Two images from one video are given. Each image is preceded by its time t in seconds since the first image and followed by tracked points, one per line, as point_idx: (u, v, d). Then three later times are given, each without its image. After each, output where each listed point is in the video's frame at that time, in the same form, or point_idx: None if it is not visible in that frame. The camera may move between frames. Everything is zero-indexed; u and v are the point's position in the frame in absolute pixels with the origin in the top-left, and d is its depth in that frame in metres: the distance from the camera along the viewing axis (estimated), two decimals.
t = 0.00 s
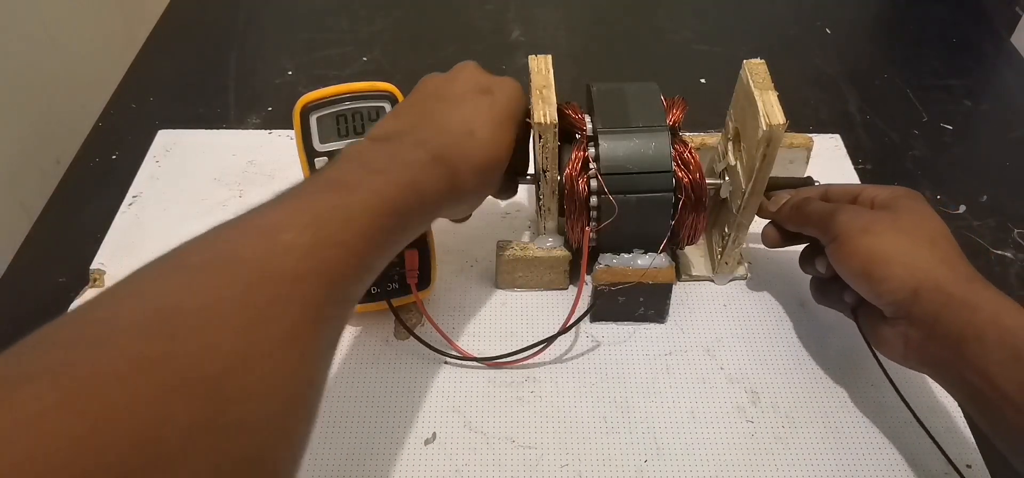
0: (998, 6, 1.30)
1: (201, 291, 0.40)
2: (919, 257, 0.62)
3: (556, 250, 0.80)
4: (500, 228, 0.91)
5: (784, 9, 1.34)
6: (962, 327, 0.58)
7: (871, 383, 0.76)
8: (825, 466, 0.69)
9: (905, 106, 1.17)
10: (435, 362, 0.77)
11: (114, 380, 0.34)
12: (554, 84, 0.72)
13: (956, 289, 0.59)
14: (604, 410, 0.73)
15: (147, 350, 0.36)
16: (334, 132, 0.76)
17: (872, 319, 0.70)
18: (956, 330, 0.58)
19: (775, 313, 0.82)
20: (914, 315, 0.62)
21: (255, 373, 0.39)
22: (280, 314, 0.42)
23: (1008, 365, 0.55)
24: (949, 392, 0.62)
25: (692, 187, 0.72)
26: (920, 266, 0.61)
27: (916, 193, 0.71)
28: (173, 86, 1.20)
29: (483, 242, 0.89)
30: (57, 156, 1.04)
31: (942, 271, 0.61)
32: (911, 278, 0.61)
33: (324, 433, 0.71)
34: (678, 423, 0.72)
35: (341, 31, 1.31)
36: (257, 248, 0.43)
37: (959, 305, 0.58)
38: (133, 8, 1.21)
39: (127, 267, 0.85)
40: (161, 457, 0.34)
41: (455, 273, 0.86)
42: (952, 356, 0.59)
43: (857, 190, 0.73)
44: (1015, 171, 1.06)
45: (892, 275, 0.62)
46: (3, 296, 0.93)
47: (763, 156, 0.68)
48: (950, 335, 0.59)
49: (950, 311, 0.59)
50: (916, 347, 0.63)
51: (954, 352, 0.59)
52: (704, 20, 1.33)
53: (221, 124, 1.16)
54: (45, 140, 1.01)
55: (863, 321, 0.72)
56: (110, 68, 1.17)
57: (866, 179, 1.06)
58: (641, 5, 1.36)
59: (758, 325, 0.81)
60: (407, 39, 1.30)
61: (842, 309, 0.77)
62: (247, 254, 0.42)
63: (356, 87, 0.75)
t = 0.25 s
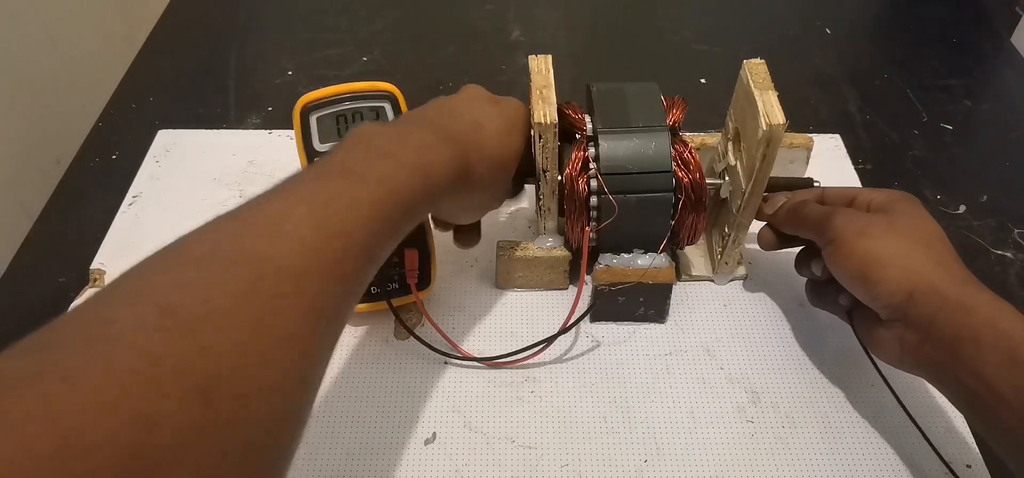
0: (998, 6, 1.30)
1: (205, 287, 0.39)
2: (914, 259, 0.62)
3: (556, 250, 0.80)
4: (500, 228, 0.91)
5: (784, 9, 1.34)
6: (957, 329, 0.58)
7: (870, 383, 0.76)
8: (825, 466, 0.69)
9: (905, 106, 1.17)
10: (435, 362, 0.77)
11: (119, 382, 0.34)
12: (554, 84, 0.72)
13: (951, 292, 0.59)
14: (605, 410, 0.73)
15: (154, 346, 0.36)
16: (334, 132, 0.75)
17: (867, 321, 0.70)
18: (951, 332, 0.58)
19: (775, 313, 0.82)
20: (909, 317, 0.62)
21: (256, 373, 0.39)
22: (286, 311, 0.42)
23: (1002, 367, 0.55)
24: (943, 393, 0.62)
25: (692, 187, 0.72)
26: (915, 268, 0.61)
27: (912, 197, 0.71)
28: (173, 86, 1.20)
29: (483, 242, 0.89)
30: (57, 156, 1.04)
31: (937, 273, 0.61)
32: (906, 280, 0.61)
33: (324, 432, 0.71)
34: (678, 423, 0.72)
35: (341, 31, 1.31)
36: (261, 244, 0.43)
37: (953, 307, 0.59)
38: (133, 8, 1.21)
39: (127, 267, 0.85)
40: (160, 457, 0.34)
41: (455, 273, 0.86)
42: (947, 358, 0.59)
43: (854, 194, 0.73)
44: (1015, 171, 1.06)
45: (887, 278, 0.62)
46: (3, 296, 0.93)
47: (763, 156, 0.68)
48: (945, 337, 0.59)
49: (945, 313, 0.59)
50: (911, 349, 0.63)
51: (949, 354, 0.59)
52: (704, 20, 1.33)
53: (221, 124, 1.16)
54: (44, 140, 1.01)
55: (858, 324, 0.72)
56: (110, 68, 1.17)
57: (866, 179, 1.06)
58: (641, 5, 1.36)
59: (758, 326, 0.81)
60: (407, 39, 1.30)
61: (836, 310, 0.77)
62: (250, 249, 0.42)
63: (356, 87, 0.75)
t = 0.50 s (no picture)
0: (998, 6, 1.30)
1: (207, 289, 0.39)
2: (911, 260, 0.61)
3: (556, 250, 0.80)
4: (500, 228, 0.91)
5: (784, 9, 1.34)
6: (954, 329, 0.58)
7: (871, 383, 0.76)
8: (825, 466, 0.69)
9: (905, 106, 1.17)
10: (435, 362, 0.77)
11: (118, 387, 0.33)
12: (554, 84, 0.72)
13: (948, 293, 0.59)
14: (605, 410, 0.73)
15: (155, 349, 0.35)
16: (334, 132, 0.75)
17: (865, 322, 0.70)
18: (948, 332, 0.58)
19: (775, 314, 0.82)
20: (906, 318, 0.62)
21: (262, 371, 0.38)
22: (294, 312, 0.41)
23: (999, 368, 0.55)
24: (943, 394, 0.62)
25: (692, 187, 0.72)
26: (911, 269, 0.61)
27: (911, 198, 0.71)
28: (173, 86, 1.20)
29: (483, 242, 0.89)
30: (57, 156, 1.04)
31: (935, 274, 0.61)
32: (903, 281, 0.61)
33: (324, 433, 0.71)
34: (679, 423, 0.72)
35: (341, 31, 1.31)
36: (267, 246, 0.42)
37: (950, 308, 0.58)
38: (133, 8, 1.21)
39: (127, 267, 0.85)
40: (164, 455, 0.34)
41: (455, 273, 0.86)
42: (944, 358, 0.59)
43: (852, 195, 0.73)
44: (1015, 171, 1.06)
45: (883, 279, 0.62)
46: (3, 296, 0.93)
47: (763, 156, 0.68)
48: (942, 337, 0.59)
49: (942, 314, 0.59)
50: (909, 350, 0.63)
51: (946, 354, 0.59)
52: (704, 20, 1.33)
53: (221, 124, 1.16)
54: (44, 140, 1.01)
55: (855, 325, 0.73)
56: (110, 68, 1.17)
57: (865, 179, 1.06)
58: (640, 5, 1.36)
59: (758, 326, 0.81)
60: (407, 39, 1.30)
61: (834, 311, 0.77)
62: (254, 251, 0.42)
63: (356, 87, 0.75)
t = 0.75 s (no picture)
0: (997, 6, 1.30)
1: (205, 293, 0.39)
2: (911, 259, 0.61)
3: (556, 250, 0.80)
4: (500, 227, 0.91)
5: (784, 9, 1.34)
6: (954, 329, 0.58)
7: (871, 382, 0.76)
8: (825, 466, 0.69)
9: (905, 106, 1.17)
10: (435, 362, 0.77)
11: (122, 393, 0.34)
12: (554, 84, 0.72)
13: (948, 292, 0.59)
14: (605, 410, 0.73)
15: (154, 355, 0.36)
16: (334, 132, 0.75)
17: (865, 322, 0.70)
18: (948, 332, 0.58)
19: (775, 314, 0.82)
20: (906, 318, 0.62)
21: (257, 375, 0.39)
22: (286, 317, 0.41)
23: (1000, 368, 0.55)
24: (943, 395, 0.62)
25: (692, 187, 0.72)
26: (912, 268, 0.61)
27: (910, 197, 0.71)
28: (173, 86, 1.20)
29: (483, 242, 0.89)
30: (57, 156, 1.04)
31: (935, 273, 0.60)
32: (903, 281, 0.61)
33: (324, 433, 0.71)
34: (679, 423, 0.72)
35: (341, 31, 1.31)
36: (265, 245, 0.42)
37: (950, 307, 0.58)
38: (133, 8, 1.21)
39: (127, 267, 0.85)
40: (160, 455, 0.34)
41: (455, 273, 0.86)
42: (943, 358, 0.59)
43: (851, 194, 0.73)
44: (1015, 171, 1.06)
45: (884, 278, 0.62)
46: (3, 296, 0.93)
47: (763, 157, 0.68)
48: (943, 337, 0.59)
49: (942, 313, 0.59)
50: (909, 349, 0.63)
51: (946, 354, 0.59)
52: (704, 20, 1.33)
53: (221, 124, 1.16)
54: (44, 140, 1.01)
55: (856, 323, 0.72)
56: (110, 68, 1.17)
57: (865, 179, 1.06)
58: (641, 5, 1.36)
59: (758, 326, 0.81)
60: (407, 39, 1.30)
61: (833, 311, 0.77)
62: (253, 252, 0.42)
63: (356, 87, 0.75)
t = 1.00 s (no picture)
0: (998, 6, 1.30)
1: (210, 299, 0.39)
2: (911, 259, 0.61)
3: (556, 250, 0.80)
4: (500, 227, 0.91)
5: (784, 9, 1.34)
6: (955, 328, 0.58)
7: (871, 382, 0.76)
8: (826, 466, 0.69)
9: (905, 106, 1.17)
10: (435, 362, 0.77)
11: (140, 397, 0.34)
12: (554, 84, 0.72)
13: (950, 292, 0.59)
14: (605, 410, 0.73)
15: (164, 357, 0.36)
16: (334, 132, 0.75)
17: (865, 323, 0.70)
18: (949, 332, 0.58)
19: (774, 316, 0.82)
20: (906, 317, 0.62)
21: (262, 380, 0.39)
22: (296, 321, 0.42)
23: (999, 367, 0.55)
24: (943, 395, 0.62)
25: (692, 187, 0.72)
26: (913, 268, 0.61)
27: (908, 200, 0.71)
28: (173, 86, 1.20)
29: (483, 242, 0.89)
30: (57, 156, 1.04)
31: (935, 273, 0.60)
32: (905, 280, 0.61)
33: (324, 433, 0.71)
34: (679, 423, 0.72)
35: (342, 31, 1.31)
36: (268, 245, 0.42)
37: (951, 307, 0.58)
38: (133, 8, 1.21)
39: (126, 267, 0.85)
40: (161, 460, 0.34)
41: (455, 273, 0.86)
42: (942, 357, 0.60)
43: (851, 195, 0.73)
44: (1015, 171, 1.06)
45: (885, 277, 0.61)
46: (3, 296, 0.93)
47: (763, 157, 0.68)
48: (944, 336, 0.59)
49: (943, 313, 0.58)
50: (909, 349, 0.63)
51: (946, 353, 0.59)
52: (704, 20, 1.33)
53: (221, 124, 1.16)
54: (44, 140, 1.01)
55: (855, 324, 0.72)
56: (110, 68, 1.17)
57: (865, 179, 1.06)
58: (641, 5, 1.36)
59: (758, 327, 0.81)
60: (407, 39, 1.30)
61: (833, 311, 0.77)
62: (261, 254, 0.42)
63: (356, 87, 0.75)
